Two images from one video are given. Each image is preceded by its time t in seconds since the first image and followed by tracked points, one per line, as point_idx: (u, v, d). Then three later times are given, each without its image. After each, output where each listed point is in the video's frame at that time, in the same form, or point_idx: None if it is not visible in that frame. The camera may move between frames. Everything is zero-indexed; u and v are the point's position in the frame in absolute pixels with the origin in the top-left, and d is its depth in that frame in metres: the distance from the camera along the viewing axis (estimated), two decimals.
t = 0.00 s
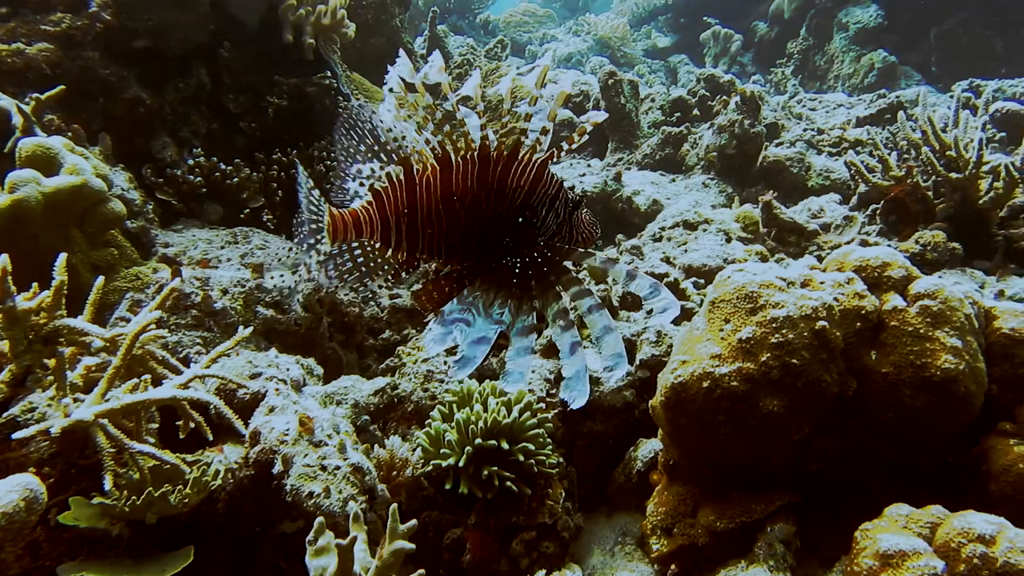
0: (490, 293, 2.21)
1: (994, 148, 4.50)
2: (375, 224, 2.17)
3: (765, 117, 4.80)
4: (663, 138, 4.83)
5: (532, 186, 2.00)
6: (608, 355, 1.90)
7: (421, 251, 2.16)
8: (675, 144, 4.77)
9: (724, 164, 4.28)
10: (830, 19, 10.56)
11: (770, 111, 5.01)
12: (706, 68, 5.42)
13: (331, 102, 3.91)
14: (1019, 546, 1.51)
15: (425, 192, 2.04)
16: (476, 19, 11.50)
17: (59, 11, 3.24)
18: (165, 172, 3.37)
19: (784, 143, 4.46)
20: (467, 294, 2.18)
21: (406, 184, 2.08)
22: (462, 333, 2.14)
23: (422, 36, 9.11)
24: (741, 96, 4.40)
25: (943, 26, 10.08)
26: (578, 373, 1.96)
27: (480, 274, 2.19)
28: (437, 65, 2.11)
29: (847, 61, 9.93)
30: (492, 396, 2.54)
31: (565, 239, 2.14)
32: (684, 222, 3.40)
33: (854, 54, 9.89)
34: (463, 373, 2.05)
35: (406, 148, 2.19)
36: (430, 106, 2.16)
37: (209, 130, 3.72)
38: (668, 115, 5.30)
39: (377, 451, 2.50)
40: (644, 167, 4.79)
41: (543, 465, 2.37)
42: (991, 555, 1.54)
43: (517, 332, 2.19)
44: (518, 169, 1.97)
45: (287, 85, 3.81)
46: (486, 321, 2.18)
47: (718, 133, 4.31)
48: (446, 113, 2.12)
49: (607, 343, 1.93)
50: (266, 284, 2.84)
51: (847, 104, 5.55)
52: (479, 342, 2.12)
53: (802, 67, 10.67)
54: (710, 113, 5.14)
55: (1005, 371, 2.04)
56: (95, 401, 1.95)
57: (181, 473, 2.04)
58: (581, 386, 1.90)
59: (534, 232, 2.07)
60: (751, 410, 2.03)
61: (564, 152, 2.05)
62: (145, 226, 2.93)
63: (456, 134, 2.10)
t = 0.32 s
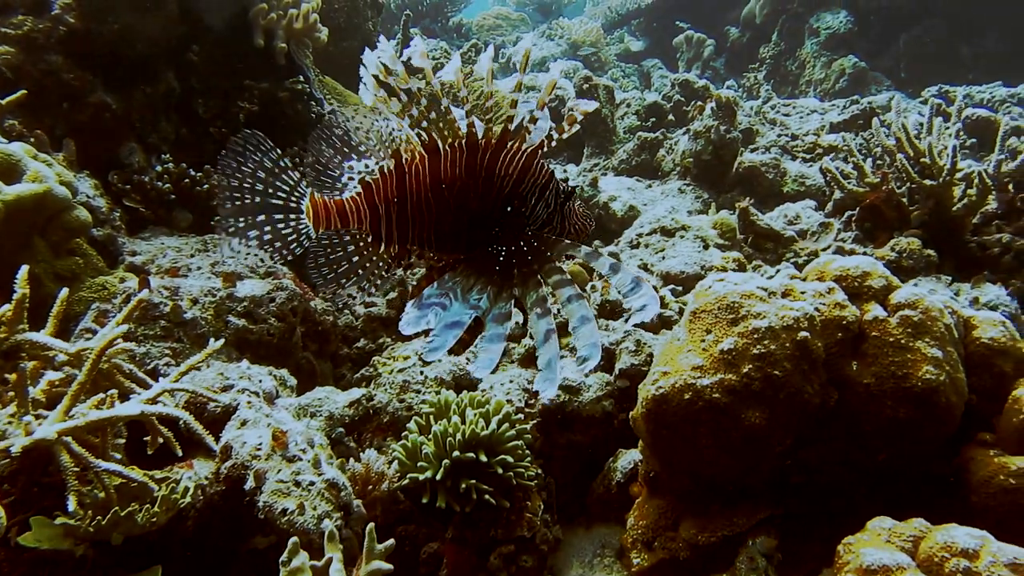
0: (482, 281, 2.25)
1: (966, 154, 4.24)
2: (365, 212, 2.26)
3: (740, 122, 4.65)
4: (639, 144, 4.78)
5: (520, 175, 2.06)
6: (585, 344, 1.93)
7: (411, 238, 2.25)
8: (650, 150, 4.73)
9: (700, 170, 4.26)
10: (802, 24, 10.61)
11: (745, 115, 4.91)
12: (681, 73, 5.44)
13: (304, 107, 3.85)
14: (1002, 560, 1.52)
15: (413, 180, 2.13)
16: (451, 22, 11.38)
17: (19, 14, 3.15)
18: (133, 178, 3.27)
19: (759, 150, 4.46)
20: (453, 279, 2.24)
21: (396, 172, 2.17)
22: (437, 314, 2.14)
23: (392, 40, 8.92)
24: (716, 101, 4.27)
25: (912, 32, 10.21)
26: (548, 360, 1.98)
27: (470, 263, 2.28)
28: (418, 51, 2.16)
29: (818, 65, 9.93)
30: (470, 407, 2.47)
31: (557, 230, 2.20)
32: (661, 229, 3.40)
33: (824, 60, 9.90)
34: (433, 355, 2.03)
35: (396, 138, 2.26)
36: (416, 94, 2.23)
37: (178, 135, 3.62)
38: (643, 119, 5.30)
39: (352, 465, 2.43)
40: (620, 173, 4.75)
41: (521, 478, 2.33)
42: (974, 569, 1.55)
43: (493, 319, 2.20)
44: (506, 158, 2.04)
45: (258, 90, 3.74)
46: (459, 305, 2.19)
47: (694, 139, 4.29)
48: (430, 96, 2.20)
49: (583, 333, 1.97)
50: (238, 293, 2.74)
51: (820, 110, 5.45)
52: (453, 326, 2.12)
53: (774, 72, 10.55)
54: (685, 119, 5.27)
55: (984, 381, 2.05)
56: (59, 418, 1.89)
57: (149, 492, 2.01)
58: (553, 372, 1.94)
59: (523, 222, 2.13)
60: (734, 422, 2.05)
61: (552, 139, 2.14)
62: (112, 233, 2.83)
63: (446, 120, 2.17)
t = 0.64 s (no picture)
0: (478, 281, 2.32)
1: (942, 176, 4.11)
2: (365, 207, 2.30)
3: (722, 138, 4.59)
4: (622, 159, 4.75)
5: (526, 178, 2.08)
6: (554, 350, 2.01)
7: (410, 235, 2.27)
8: (633, 165, 4.71)
9: (683, 188, 4.23)
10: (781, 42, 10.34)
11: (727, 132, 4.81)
12: (665, 87, 5.24)
13: (287, 118, 3.83)
14: None
15: (415, 176, 2.16)
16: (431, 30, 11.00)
17: None
18: (111, 186, 3.21)
19: (741, 167, 4.40)
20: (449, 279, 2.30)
21: (398, 168, 2.21)
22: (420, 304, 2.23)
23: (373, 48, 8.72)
24: (700, 119, 4.31)
25: (890, 52, 9.83)
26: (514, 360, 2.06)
27: (469, 260, 2.32)
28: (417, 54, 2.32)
29: (800, 83, 9.63)
30: (452, 424, 2.46)
31: (561, 235, 2.22)
32: (644, 245, 3.37)
33: (804, 78, 9.68)
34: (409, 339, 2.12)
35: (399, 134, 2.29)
36: (421, 90, 2.25)
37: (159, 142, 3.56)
38: (626, 135, 5.10)
39: (331, 483, 2.37)
40: (603, 188, 4.72)
41: (504, 497, 2.33)
42: None
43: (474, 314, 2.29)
44: (511, 161, 2.06)
45: (242, 98, 3.72)
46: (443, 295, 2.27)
47: (677, 156, 4.26)
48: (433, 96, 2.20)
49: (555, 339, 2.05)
50: (218, 306, 2.69)
51: (801, 129, 5.26)
52: (433, 317, 2.20)
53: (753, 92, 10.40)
54: (669, 134, 5.05)
55: (966, 406, 2.06)
56: (31, 435, 1.83)
57: (124, 510, 1.97)
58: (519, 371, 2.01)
59: (526, 224, 2.15)
60: (718, 445, 2.05)
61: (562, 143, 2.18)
62: (89, 242, 2.76)
63: (449, 120, 2.19)
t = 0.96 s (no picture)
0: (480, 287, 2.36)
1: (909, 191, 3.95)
2: (363, 219, 2.28)
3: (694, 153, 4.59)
4: (595, 176, 4.82)
5: (525, 186, 2.20)
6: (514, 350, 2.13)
7: (410, 246, 2.30)
8: (607, 181, 4.76)
9: (656, 205, 4.21)
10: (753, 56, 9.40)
11: (698, 148, 4.81)
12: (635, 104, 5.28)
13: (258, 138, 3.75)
14: None
15: (417, 188, 2.19)
16: (405, 46, 10.98)
17: None
18: (76, 210, 3.15)
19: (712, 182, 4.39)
20: (435, 283, 2.29)
21: (398, 181, 2.21)
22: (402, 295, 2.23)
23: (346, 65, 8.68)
24: (672, 135, 4.33)
25: (859, 66, 8.89)
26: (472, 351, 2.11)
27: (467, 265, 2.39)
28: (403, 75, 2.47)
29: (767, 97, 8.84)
30: (425, 448, 2.43)
31: (558, 243, 2.34)
32: (617, 262, 3.35)
33: (774, 91, 8.80)
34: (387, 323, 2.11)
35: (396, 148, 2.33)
36: (417, 105, 2.38)
37: (126, 164, 3.50)
38: (599, 151, 5.12)
39: (303, 511, 2.30)
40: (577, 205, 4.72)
41: (478, 521, 2.30)
42: None
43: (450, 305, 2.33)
44: (511, 169, 2.17)
45: (211, 119, 3.64)
46: (425, 287, 2.27)
47: (650, 172, 4.26)
48: (428, 109, 2.36)
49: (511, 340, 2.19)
50: (186, 330, 2.63)
51: (771, 143, 5.07)
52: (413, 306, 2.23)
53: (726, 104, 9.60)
54: (641, 150, 5.03)
55: (934, 423, 2.08)
56: None
57: (86, 547, 1.95)
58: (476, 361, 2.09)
59: (524, 232, 2.27)
60: (692, 467, 2.03)
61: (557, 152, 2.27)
62: (53, 267, 2.70)
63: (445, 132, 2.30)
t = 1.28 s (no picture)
0: (471, 293, 2.36)
1: (872, 209, 3.92)
2: (363, 227, 2.38)
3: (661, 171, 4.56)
4: (565, 195, 4.83)
5: (524, 202, 2.25)
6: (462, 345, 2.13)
7: (408, 254, 2.38)
8: (576, 201, 4.77)
9: (625, 224, 4.25)
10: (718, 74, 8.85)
11: (666, 166, 4.82)
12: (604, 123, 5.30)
13: (223, 160, 3.73)
14: None
15: (414, 198, 2.28)
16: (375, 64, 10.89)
17: None
18: (35, 235, 3.08)
19: (679, 202, 4.31)
20: (425, 285, 2.32)
21: (397, 191, 2.30)
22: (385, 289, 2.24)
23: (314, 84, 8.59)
24: (639, 155, 4.35)
25: (821, 83, 8.28)
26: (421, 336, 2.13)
27: (466, 282, 2.39)
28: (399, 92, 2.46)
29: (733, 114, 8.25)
30: (393, 474, 2.38)
31: (557, 258, 2.38)
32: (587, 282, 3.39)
33: (740, 108, 8.22)
34: (365, 309, 2.13)
35: (396, 159, 2.44)
36: (415, 121, 2.41)
37: (86, 188, 3.44)
38: (568, 170, 5.05)
39: (266, 542, 2.25)
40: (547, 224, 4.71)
41: (446, 548, 2.25)
42: None
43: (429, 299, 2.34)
44: (508, 185, 2.22)
45: (174, 141, 3.62)
46: (414, 287, 2.30)
47: (617, 192, 4.25)
48: (427, 125, 2.39)
49: (465, 335, 2.18)
50: (148, 357, 2.56)
51: (737, 162, 5.11)
52: (396, 300, 2.26)
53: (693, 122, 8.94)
54: (609, 169, 5.00)
55: (898, 443, 2.10)
56: None
57: None
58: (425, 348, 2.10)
59: (523, 246, 2.31)
60: (660, 491, 2.02)
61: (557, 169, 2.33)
62: (9, 294, 2.66)
63: (445, 147, 2.39)
